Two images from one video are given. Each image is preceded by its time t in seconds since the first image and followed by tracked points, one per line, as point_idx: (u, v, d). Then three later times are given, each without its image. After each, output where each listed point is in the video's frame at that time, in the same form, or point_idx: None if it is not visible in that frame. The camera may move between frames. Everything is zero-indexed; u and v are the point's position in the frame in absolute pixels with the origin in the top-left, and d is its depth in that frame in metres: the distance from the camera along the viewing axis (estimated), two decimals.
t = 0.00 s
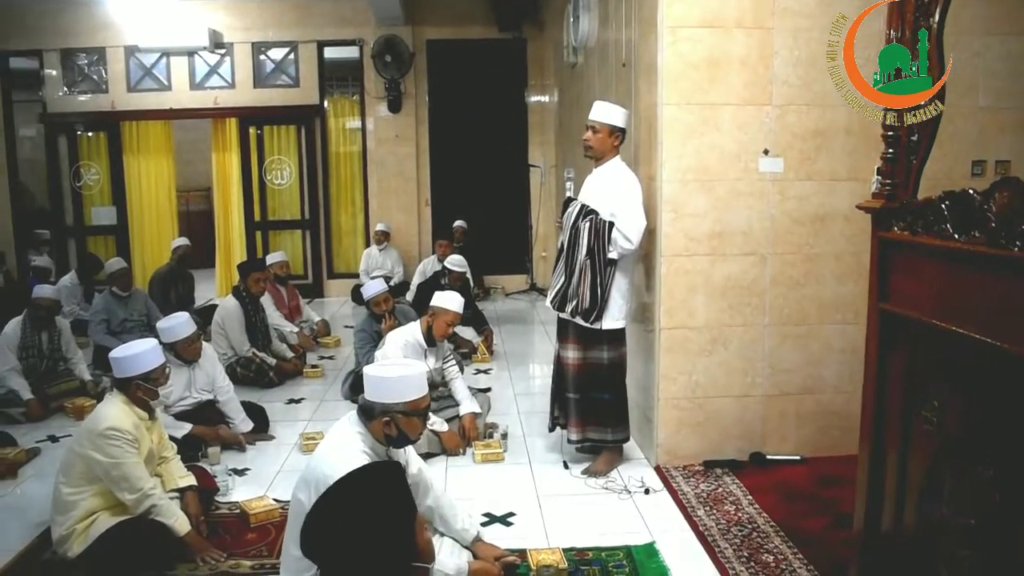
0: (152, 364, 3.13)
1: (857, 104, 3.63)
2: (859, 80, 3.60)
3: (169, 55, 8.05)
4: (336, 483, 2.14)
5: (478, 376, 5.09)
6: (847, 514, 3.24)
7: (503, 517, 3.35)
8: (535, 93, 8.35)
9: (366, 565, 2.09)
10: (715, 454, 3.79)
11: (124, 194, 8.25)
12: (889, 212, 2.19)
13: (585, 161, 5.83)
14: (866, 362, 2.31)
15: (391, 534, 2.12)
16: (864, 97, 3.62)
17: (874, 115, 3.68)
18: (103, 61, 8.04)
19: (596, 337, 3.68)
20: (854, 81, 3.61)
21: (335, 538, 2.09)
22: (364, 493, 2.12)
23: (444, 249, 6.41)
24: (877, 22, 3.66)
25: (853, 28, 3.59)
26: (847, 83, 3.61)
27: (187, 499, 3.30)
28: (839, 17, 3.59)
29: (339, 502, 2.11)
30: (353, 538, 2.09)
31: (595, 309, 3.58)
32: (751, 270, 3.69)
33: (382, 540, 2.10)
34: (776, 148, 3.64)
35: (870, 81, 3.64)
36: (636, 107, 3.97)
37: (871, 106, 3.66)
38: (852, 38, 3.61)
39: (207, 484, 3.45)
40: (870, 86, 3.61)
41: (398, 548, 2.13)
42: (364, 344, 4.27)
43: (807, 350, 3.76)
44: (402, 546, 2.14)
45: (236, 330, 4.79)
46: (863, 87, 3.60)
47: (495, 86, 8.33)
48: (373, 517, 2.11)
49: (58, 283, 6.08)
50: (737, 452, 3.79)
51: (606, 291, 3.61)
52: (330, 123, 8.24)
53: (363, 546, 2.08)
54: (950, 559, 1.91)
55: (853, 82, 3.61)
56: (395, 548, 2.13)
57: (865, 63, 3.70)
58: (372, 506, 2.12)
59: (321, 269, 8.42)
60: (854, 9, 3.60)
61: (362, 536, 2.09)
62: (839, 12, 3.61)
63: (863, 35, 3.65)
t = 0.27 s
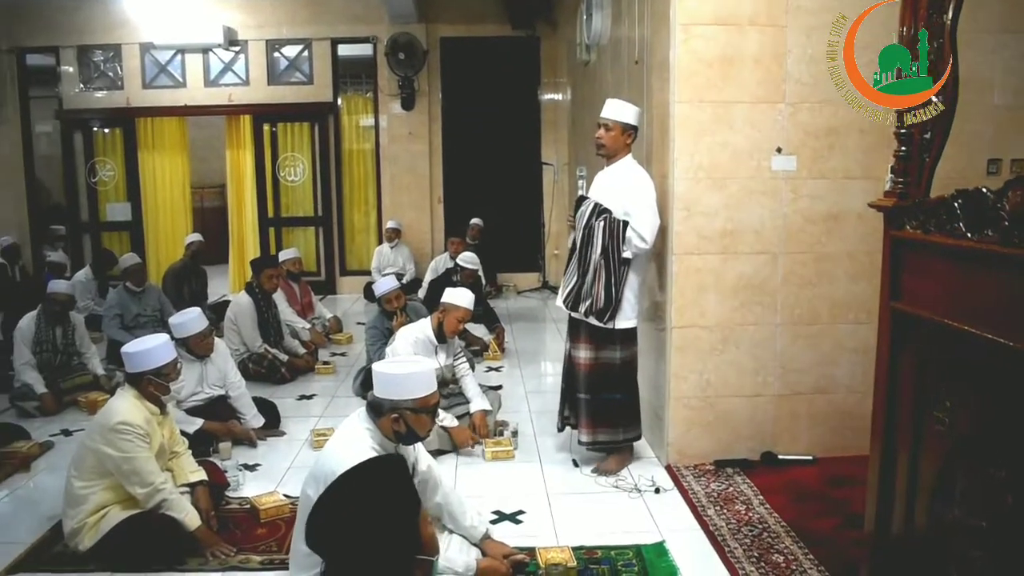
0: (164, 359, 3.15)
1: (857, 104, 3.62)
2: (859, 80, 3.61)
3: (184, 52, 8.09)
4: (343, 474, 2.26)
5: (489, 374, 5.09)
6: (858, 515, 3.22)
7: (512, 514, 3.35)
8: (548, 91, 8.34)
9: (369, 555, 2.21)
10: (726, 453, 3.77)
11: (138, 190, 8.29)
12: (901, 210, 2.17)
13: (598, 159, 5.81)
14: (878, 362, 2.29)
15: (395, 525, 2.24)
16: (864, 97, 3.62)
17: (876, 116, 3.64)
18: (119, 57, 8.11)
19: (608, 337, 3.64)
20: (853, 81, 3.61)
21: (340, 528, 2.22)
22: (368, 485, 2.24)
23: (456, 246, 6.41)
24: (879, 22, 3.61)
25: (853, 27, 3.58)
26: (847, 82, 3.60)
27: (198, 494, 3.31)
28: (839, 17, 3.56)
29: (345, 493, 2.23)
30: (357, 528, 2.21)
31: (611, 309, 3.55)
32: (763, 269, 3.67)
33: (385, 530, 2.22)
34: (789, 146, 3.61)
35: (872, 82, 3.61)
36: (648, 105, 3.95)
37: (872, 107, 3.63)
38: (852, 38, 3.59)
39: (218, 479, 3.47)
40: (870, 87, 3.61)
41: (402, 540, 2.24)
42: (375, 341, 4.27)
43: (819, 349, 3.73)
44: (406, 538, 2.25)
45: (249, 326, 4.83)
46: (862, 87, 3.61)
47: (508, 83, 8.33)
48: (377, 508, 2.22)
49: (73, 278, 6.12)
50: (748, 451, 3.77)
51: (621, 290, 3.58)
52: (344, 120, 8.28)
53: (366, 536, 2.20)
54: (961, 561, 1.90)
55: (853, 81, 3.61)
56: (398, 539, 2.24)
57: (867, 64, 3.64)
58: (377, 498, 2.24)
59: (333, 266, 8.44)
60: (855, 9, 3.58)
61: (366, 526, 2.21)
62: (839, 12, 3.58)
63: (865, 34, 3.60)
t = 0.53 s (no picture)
0: (178, 356, 3.18)
1: (857, 104, 3.59)
2: (859, 80, 3.58)
3: (200, 50, 8.15)
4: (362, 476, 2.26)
5: (502, 371, 5.09)
6: (872, 514, 3.20)
7: (524, 512, 3.35)
8: (563, 89, 8.33)
9: (392, 554, 2.25)
10: (740, 452, 3.75)
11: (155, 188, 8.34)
12: (915, 208, 2.15)
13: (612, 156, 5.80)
14: (891, 361, 2.26)
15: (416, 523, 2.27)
16: (864, 97, 3.59)
17: (877, 116, 3.61)
18: (136, 56, 8.16)
19: (621, 336, 3.62)
20: (853, 81, 3.58)
21: (363, 531, 2.23)
22: (390, 486, 2.24)
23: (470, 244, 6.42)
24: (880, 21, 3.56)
25: (853, 27, 3.53)
26: (847, 83, 3.57)
27: (211, 490, 3.34)
28: (839, 17, 3.52)
29: (365, 497, 2.24)
30: (380, 529, 2.23)
31: (625, 308, 3.52)
32: (777, 267, 3.65)
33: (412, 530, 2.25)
34: (804, 143, 3.59)
35: (873, 82, 3.59)
36: (663, 102, 3.93)
37: (873, 107, 3.60)
38: (852, 38, 3.54)
39: (232, 475, 3.49)
40: (871, 87, 3.59)
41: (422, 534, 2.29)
42: (389, 338, 4.29)
43: (833, 348, 3.71)
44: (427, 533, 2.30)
45: (264, 323, 4.85)
46: (863, 87, 3.59)
47: (523, 82, 8.32)
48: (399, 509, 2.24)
49: (90, 276, 6.17)
50: (761, 450, 3.75)
51: (636, 289, 3.56)
52: (359, 118, 8.32)
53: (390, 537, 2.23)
54: (975, 562, 1.88)
55: (853, 81, 3.59)
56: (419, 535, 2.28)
57: (867, 63, 3.59)
58: (397, 496, 2.25)
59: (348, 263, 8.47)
60: (855, 9, 3.53)
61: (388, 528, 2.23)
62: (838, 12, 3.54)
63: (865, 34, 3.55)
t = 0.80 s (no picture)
0: (193, 350, 3.21)
1: (857, 104, 3.56)
2: (859, 80, 3.55)
3: (218, 47, 8.19)
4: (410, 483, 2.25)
5: (516, 369, 5.09)
6: (885, 515, 3.18)
7: (536, 510, 3.35)
8: (579, 87, 8.32)
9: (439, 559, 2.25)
10: (753, 452, 3.73)
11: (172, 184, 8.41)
12: (930, 207, 2.13)
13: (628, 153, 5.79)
14: (905, 361, 2.24)
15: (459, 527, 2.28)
16: (864, 97, 3.56)
17: (877, 116, 3.58)
18: (154, 53, 8.21)
19: (635, 334, 3.61)
20: (853, 81, 3.55)
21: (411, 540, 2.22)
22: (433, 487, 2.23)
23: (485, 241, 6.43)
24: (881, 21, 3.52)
25: (853, 27, 3.50)
26: (847, 82, 3.54)
27: (225, 484, 3.37)
28: (839, 18, 3.48)
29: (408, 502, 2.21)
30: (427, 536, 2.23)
31: (640, 306, 3.52)
32: (792, 266, 3.63)
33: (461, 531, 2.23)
34: (820, 142, 3.57)
35: (873, 82, 3.57)
36: (678, 99, 3.92)
37: (874, 107, 3.57)
38: (852, 38, 3.51)
39: (245, 470, 3.52)
40: (871, 87, 3.57)
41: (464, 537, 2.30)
42: (403, 334, 4.30)
43: (848, 348, 3.68)
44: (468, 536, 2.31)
45: (279, 318, 4.88)
46: (863, 86, 3.56)
47: (539, 79, 8.32)
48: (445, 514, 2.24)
49: (108, 270, 6.23)
50: (774, 450, 3.74)
51: (650, 287, 3.55)
52: (376, 115, 8.33)
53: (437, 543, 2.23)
54: (987, 564, 1.86)
55: (853, 81, 3.55)
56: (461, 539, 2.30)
57: (867, 63, 3.55)
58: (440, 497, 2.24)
59: (363, 259, 8.50)
60: (855, 8, 3.49)
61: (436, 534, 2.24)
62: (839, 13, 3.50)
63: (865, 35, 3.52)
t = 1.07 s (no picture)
0: (212, 347, 3.25)
1: (858, 104, 3.52)
2: (860, 80, 3.50)
3: (240, 46, 8.23)
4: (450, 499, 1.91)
5: (536, 366, 5.09)
6: (907, 513, 3.16)
7: (555, 506, 3.35)
8: (600, 83, 8.29)
9: None
10: (773, 450, 3.71)
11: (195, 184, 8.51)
12: (954, 203, 2.10)
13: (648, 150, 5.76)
14: (927, 358, 2.22)
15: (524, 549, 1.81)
16: (864, 97, 3.51)
17: (877, 116, 3.53)
18: (177, 51, 8.27)
19: (656, 331, 3.59)
20: (854, 81, 3.49)
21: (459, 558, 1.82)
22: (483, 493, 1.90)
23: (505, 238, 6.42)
24: (882, 20, 3.47)
25: (853, 27, 3.47)
26: (847, 82, 3.50)
27: (246, 478, 3.41)
28: (838, 18, 3.46)
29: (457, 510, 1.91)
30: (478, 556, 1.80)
31: (660, 303, 3.50)
32: (814, 263, 3.60)
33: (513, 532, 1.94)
34: (842, 138, 3.53)
35: (874, 82, 3.52)
36: (699, 95, 3.90)
37: (874, 107, 3.53)
38: (852, 38, 3.47)
39: (266, 465, 3.56)
40: (872, 87, 3.51)
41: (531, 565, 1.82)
42: (423, 331, 4.31)
43: (870, 346, 3.65)
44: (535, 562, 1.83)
45: (301, 314, 4.91)
46: (863, 87, 3.50)
47: (560, 76, 8.31)
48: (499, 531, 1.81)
49: (131, 266, 6.32)
50: (795, 449, 3.71)
51: (670, 283, 3.52)
52: (398, 113, 8.35)
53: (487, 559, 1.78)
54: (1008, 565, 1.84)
55: (853, 81, 3.50)
56: (527, 564, 1.81)
57: (868, 63, 3.49)
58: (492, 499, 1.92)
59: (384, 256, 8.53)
60: (855, 8, 3.45)
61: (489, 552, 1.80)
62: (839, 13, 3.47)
63: (866, 34, 3.47)
